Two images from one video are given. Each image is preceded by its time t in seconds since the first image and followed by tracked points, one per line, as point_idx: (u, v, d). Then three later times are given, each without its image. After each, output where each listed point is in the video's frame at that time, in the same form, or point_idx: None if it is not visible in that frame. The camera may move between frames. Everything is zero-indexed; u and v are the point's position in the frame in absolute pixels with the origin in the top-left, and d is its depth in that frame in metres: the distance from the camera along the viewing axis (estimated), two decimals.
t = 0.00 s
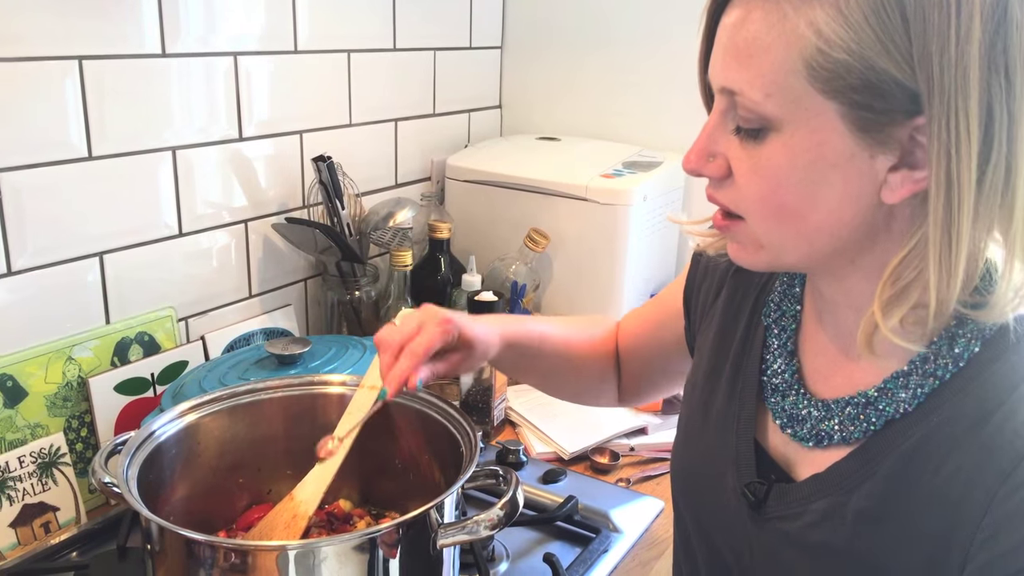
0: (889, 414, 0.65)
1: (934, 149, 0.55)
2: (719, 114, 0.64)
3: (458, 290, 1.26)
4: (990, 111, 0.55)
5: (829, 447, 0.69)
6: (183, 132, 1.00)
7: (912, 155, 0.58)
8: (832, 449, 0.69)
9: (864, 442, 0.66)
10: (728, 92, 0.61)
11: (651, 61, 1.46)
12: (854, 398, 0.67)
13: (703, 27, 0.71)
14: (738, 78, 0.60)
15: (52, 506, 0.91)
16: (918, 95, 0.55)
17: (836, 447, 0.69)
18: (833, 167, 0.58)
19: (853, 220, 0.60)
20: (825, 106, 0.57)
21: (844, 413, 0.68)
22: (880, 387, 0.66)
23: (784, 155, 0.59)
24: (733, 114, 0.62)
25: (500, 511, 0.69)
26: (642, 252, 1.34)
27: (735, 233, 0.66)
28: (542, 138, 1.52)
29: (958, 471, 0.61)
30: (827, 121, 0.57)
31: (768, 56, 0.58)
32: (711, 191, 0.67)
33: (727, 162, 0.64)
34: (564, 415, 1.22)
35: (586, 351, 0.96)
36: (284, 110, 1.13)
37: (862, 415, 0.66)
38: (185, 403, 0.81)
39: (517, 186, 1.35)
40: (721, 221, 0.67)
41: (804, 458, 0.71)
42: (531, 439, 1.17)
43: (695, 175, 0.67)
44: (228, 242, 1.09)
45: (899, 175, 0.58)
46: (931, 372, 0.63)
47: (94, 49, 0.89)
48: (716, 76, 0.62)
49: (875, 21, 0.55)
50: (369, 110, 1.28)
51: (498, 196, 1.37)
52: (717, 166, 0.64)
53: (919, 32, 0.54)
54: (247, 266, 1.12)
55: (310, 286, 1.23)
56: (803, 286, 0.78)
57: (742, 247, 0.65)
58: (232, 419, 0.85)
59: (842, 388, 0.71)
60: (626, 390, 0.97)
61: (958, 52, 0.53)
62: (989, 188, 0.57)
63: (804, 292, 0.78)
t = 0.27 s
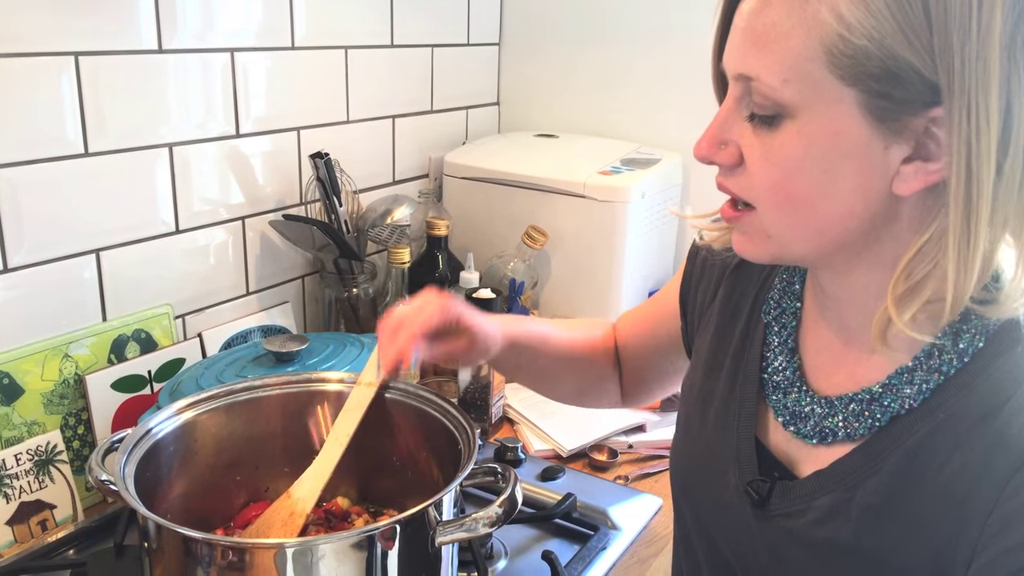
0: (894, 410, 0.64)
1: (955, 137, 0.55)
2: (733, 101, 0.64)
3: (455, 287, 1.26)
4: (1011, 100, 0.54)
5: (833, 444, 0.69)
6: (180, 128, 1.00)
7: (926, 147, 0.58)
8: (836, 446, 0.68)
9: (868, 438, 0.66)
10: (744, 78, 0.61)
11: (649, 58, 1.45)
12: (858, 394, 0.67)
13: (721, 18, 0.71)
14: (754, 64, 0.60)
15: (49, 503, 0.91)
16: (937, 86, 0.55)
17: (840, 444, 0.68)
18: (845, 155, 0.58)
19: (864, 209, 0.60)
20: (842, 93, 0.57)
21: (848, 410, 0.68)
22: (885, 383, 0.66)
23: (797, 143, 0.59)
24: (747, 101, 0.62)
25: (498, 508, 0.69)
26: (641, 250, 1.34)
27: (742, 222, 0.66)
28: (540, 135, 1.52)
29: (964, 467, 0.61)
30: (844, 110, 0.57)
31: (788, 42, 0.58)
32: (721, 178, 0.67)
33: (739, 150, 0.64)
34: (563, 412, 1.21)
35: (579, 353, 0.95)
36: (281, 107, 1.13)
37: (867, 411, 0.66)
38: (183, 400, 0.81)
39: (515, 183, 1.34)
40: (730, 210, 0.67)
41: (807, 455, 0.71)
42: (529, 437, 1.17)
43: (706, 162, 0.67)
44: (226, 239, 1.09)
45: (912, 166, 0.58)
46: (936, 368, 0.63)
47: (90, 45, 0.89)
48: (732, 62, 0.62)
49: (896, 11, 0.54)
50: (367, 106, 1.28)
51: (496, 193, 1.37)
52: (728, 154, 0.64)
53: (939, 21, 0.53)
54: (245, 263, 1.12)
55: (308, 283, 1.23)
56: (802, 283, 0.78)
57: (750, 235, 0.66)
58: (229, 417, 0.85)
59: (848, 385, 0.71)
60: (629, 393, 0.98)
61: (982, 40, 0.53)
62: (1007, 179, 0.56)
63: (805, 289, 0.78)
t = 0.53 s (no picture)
0: (924, 405, 0.63)
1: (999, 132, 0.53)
2: (784, 89, 0.63)
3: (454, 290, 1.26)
4: None
5: (859, 438, 0.67)
6: (177, 132, 1.00)
7: (974, 139, 0.56)
8: (862, 439, 0.67)
9: (897, 433, 0.64)
10: (796, 64, 0.60)
11: (647, 61, 1.46)
12: (888, 388, 0.65)
13: (778, 13, 0.71)
14: (807, 49, 0.59)
15: (46, 508, 0.90)
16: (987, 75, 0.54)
17: (866, 438, 0.67)
18: (893, 143, 0.57)
19: (909, 197, 0.59)
20: (894, 79, 0.56)
21: (877, 403, 0.66)
22: (915, 377, 0.64)
23: (847, 126, 0.58)
24: (799, 88, 0.62)
25: (497, 512, 0.69)
26: (638, 253, 1.34)
27: (786, 210, 0.65)
28: (538, 138, 1.52)
29: (994, 465, 0.60)
30: (896, 96, 0.56)
31: (843, 28, 0.57)
32: (768, 165, 0.66)
33: (788, 137, 0.63)
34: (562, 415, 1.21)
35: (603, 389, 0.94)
36: (279, 110, 1.13)
37: (896, 404, 0.64)
38: (180, 404, 0.81)
39: (512, 186, 1.35)
40: (776, 199, 0.67)
41: (831, 450, 0.69)
42: (528, 440, 1.16)
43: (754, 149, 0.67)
44: (223, 242, 1.09)
45: (958, 158, 0.56)
46: (969, 364, 0.61)
47: (87, 49, 0.89)
48: (786, 48, 0.62)
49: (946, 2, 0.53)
50: (364, 110, 1.28)
51: (493, 196, 1.37)
52: (777, 140, 0.64)
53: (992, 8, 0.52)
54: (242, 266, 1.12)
55: (306, 287, 1.23)
56: (835, 280, 0.77)
57: (792, 222, 0.65)
58: (228, 420, 0.85)
59: (879, 377, 0.69)
60: (652, 425, 0.97)
61: None
62: None
63: (837, 287, 0.76)
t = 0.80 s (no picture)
0: (975, 387, 0.63)
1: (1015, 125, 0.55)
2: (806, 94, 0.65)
3: (450, 293, 1.26)
4: None
5: (908, 423, 0.66)
6: (171, 136, 1.00)
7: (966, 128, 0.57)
8: (912, 424, 0.66)
9: (948, 415, 0.64)
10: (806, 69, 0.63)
11: (640, 64, 1.46)
12: (938, 372, 0.65)
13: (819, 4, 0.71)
14: (815, 55, 0.62)
15: (40, 513, 0.90)
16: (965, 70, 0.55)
17: (916, 423, 0.66)
18: (887, 140, 0.59)
19: (914, 188, 0.60)
20: (882, 81, 0.58)
21: (927, 387, 0.66)
22: (965, 361, 0.64)
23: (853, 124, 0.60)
24: (814, 92, 0.64)
25: (492, 515, 0.69)
26: (633, 255, 1.35)
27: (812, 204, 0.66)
28: (532, 140, 1.52)
29: None
30: (886, 96, 0.58)
31: (836, 36, 0.60)
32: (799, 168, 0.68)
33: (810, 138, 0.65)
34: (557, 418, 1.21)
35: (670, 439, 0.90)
36: (273, 114, 1.13)
37: (946, 388, 0.64)
38: (174, 410, 0.81)
39: (506, 189, 1.35)
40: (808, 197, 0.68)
41: (878, 437, 0.68)
42: (523, 442, 1.16)
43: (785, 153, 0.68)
44: (217, 246, 1.08)
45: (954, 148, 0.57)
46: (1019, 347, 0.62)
47: (79, 54, 0.89)
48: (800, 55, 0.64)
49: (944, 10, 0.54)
50: (358, 113, 1.28)
51: (487, 199, 1.37)
52: (803, 143, 0.65)
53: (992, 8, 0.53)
54: (236, 270, 1.12)
55: (300, 290, 1.23)
56: (876, 272, 0.76)
57: (819, 215, 0.66)
58: (223, 425, 0.85)
59: (924, 363, 0.68)
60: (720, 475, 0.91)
61: None
62: None
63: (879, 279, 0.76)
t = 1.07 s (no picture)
0: (956, 361, 0.65)
1: (866, 130, 0.52)
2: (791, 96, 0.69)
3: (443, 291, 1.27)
4: (943, 95, 0.49)
5: (904, 398, 0.69)
6: (163, 134, 0.99)
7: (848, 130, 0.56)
8: (908, 400, 0.69)
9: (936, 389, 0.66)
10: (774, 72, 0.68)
11: (633, 62, 1.46)
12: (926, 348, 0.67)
13: None
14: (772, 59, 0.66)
15: (32, 513, 0.90)
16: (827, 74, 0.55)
17: (911, 398, 0.69)
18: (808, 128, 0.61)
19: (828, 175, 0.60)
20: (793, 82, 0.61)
21: (917, 363, 0.68)
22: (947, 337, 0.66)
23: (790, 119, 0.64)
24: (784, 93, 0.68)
25: (486, 513, 0.69)
26: (626, 253, 1.35)
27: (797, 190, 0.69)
28: (526, 138, 1.52)
29: None
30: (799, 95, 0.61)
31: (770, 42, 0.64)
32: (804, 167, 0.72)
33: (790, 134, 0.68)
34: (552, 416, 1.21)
35: (717, 456, 0.96)
36: (265, 112, 1.12)
37: (933, 364, 0.66)
38: (166, 409, 0.81)
39: (500, 187, 1.35)
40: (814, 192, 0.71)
41: (887, 414, 0.71)
42: (517, 441, 1.16)
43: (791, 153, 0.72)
44: (210, 245, 1.08)
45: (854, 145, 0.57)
46: (992, 319, 0.63)
47: (70, 52, 0.88)
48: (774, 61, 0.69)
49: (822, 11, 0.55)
50: (351, 111, 1.27)
51: (481, 197, 1.37)
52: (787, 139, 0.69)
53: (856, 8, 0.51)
54: (229, 269, 1.11)
55: (293, 289, 1.23)
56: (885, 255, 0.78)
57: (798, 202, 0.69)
58: (215, 424, 0.85)
59: (918, 339, 0.70)
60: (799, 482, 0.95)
61: (917, 35, 0.49)
62: (925, 186, 0.51)
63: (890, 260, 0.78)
